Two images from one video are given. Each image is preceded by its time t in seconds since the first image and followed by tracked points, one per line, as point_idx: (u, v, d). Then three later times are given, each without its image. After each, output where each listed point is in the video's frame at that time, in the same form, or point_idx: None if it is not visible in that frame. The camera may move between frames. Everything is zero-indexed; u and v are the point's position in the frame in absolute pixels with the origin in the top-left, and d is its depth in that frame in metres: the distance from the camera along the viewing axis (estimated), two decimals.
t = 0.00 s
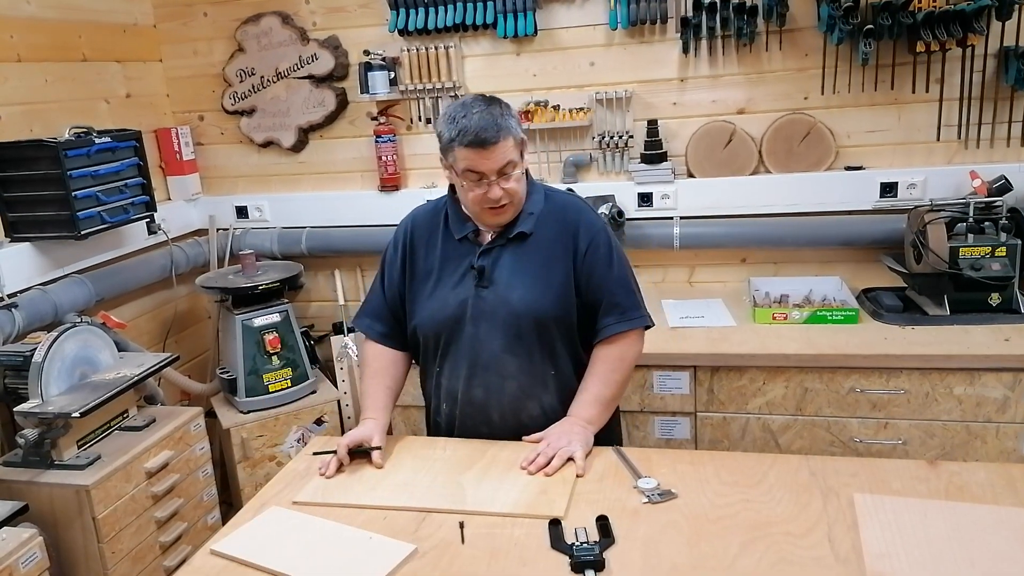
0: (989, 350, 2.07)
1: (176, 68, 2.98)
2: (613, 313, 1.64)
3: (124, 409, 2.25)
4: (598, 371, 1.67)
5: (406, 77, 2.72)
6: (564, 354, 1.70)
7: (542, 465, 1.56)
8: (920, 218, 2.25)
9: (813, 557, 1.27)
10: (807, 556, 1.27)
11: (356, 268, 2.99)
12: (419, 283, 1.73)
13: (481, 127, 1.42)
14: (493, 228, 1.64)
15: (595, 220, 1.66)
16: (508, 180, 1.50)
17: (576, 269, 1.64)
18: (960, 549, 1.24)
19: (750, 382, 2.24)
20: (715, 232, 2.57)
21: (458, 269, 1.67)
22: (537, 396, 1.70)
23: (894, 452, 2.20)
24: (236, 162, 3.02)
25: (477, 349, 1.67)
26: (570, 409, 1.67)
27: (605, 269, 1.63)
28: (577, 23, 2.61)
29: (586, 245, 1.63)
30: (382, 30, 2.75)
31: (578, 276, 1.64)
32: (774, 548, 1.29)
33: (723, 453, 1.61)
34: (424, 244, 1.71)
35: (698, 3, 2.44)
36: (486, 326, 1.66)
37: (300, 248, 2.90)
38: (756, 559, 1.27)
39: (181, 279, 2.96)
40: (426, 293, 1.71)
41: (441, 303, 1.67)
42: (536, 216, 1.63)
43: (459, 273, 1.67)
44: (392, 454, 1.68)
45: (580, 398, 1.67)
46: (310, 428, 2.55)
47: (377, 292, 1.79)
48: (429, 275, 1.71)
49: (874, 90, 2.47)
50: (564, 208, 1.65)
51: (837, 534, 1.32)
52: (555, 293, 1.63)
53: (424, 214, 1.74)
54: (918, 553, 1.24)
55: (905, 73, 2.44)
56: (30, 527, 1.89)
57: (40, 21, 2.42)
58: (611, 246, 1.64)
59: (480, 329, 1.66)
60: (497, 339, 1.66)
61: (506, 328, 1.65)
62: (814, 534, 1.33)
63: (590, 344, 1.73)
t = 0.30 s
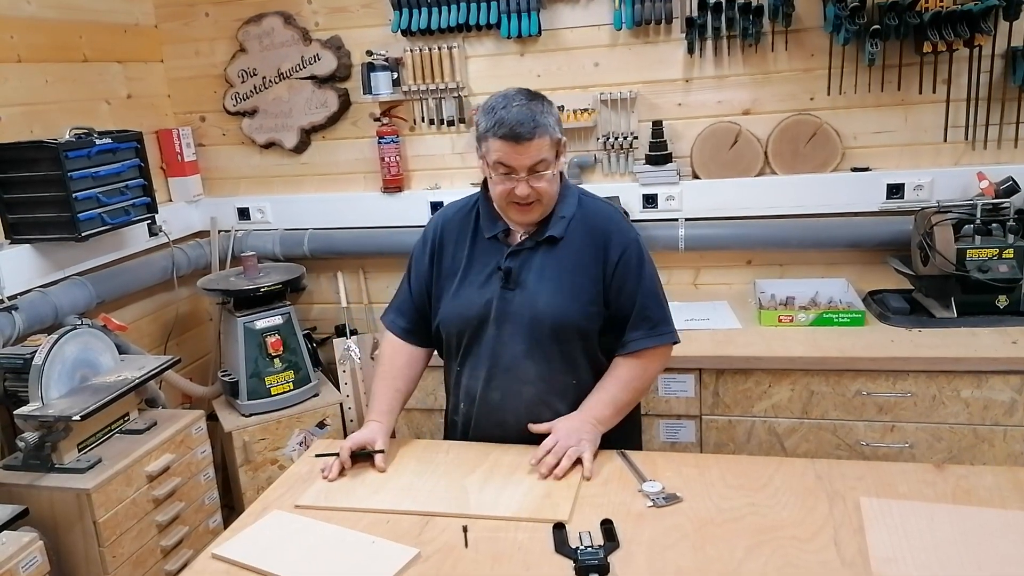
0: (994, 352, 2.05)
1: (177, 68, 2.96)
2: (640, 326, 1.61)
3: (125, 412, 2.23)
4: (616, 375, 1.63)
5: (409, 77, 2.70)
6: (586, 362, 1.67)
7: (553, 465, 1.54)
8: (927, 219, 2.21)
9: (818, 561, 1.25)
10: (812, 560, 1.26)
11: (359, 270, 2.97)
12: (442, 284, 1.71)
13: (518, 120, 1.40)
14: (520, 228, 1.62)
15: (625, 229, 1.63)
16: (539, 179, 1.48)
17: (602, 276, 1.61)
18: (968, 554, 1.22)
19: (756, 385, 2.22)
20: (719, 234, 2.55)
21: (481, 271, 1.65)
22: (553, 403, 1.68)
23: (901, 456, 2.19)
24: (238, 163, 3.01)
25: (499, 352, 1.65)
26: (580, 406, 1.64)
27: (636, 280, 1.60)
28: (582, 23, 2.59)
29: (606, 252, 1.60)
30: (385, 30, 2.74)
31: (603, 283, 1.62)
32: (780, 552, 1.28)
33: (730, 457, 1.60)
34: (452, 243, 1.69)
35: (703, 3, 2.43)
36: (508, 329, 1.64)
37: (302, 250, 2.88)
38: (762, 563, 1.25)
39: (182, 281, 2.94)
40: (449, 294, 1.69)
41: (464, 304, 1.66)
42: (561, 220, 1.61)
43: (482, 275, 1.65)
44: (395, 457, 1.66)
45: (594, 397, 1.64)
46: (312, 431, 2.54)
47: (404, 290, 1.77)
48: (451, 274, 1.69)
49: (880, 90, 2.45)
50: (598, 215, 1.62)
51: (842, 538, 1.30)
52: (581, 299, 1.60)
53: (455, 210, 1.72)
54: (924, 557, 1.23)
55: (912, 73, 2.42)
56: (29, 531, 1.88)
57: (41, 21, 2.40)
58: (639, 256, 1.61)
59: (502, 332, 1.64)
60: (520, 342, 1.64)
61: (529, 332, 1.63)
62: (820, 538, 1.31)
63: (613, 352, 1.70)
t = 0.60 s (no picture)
0: (1001, 356, 2.04)
1: (179, 69, 2.94)
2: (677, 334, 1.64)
3: (126, 416, 2.21)
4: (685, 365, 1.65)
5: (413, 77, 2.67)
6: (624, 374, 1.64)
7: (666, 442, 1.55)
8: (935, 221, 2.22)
9: (825, 566, 1.24)
10: (818, 564, 1.24)
11: (361, 273, 2.95)
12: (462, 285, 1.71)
13: (560, 120, 1.39)
14: (523, 237, 1.60)
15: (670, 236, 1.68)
16: (575, 181, 1.47)
17: (632, 285, 1.60)
18: (978, 559, 1.21)
19: (762, 388, 2.21)
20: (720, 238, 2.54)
21: (500, 276, 1.64)
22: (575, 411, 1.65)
23: (908, 459, 2.17)
24: (240, 165, 2.99)
25: (533, 357, 1.64)
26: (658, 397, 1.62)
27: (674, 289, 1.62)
28: (588, 23, 2.57)
29: (641, 258, 1.60)
30: (389, 30, 2.72)
31: (629, 292, 1.60)
32: (787, 557, 1.26)
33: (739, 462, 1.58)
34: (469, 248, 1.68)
35: (710, 3, 2.41)
36: (526, 336, 1.64)
37: (305, 252, 2.87)
38: (770, 568, 1.24)
39: (184, 284, 2.92)
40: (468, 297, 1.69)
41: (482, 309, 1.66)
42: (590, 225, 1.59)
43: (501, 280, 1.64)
44: (400, 461, 1.64)
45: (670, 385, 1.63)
46: (315, 435, 2.52)
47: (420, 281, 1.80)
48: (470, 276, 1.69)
49: (888, 91, 2.44)
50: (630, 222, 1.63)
51: (850, 543, 1.29)
52: (622, 308, 1.61)
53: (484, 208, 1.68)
54: (933, 562, 1.21)
55: (920, 74, 2.41)
56: (29, 536, 1.86)
57: (40, 20, 2.38)
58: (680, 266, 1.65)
59: (520, 338, 1.64)
60: (539, 350, 1.63)
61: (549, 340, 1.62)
62: (827, 542, 1.29)
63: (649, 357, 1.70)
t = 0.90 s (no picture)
0: (1003, 357, 2.05)
1: (179, 69, 2.94)
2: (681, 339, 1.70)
3: (126, 416, 2.21)
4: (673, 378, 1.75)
5: (413, 78, 2.66)
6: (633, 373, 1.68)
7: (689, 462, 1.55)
8: (936, 221, 2.23)
9: (827, 567, 1.23)
10: (821, 566, 1.23)
11: (362, 273, 2.85)
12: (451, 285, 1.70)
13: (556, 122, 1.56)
14: (519, 236, 1.61)
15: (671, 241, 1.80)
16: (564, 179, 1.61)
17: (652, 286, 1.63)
18: (980, 561, 1.20)
19: (764, 390, 2.22)
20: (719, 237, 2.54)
21: (495, 275, 1.64)
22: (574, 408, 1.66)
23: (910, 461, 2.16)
24: (240, 165, 2.99)
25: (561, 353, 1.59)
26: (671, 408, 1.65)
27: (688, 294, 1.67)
28: (589, 23, 2.57)
29: (637, 258, 1.63)
30: (389, 30, 2.71)
31: (624, 291, 1.60)
32: (788, 558, 1.26)
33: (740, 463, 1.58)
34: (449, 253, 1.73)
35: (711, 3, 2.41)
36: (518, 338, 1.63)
37: (306, 253, 2.87)
38: (771, 569, 1.23)
39: (183, 284, 2.88)
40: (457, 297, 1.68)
41: (475, 307, 1.66)
42: (584, 226, 1.63)
43: (496, 280, 1.64)
44: (402, 461, 1.64)
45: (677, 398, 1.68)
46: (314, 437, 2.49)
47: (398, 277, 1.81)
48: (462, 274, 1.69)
49: (890, 91, 2.43)
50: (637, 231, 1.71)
51: (851, 544, 1.28)
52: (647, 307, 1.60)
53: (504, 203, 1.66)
54: (934, 563, 1.21)
55: (921, 74, 2.40)
56: (29, 536, 1.85)
57: (41, 20, 2.38)
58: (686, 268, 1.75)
59: (512, 336, 1.63)
60: (533, 350, 1.61)
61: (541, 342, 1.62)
62: (828, 543, 1.29)
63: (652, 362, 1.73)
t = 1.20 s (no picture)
0: (996, 353, 2.05)
1: (178, 68, 2.96)
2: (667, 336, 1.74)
3: (125, 413, 2.23)
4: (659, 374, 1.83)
5: (410, 77, 2.69)
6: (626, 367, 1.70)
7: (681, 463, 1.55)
8: (928, 219, 2.23)
9: (819, 562, 1.25)
10: (814, 561, 1.25)
11: (359, 271, 2.97)
12: (449, 281, 1.65)
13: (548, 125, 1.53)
14: (516, 234, 1.61)
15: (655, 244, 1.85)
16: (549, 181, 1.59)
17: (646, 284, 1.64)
18: (970, 555, 1.22)
19: (757, 386, 2.22)
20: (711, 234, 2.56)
21: (494, 274, 1.62)
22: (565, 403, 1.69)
23: (902, 457, 2.18)
24: (238, 164, 3.01)
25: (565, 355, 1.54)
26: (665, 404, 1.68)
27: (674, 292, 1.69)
28: (584, 23, 2.59)
29: (632, 256, 1.63)
30: (386, 30, 2.74)
31: (620, 288, 1.62)
32: (781, 553, 1.27)
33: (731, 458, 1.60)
34: (448, 245, 1.65)
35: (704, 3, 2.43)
36: (518, 337, 1.61)
37: (302, 250, 2.88)
38: (764, 564, 1.25)
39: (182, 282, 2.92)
40: (455, 294, 1.64)
41: (474, 306, 1.62)
42: (581, 226, 1.63)
43: (495, 280, 1.62)
44: (397, 457, 1.66)
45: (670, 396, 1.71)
46: (312, 432, 2.54)
47: (395, 264, 1.69)
48: (463, 270, 1.64)
49: (882, 91, 2.45)
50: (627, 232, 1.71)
51: (843, 539, 1.30)
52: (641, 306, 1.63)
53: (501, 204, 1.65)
54: (926, 559, 1.22)
55: (913, 74, 2.42)
56: (29, 532, 1.87)
57: (41, 21, 2.40)
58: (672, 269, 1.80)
59: (512, 335, 1.61)
60: (529, 350, 1.53)
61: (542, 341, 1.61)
62: (820, 538, 1.31)
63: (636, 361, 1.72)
